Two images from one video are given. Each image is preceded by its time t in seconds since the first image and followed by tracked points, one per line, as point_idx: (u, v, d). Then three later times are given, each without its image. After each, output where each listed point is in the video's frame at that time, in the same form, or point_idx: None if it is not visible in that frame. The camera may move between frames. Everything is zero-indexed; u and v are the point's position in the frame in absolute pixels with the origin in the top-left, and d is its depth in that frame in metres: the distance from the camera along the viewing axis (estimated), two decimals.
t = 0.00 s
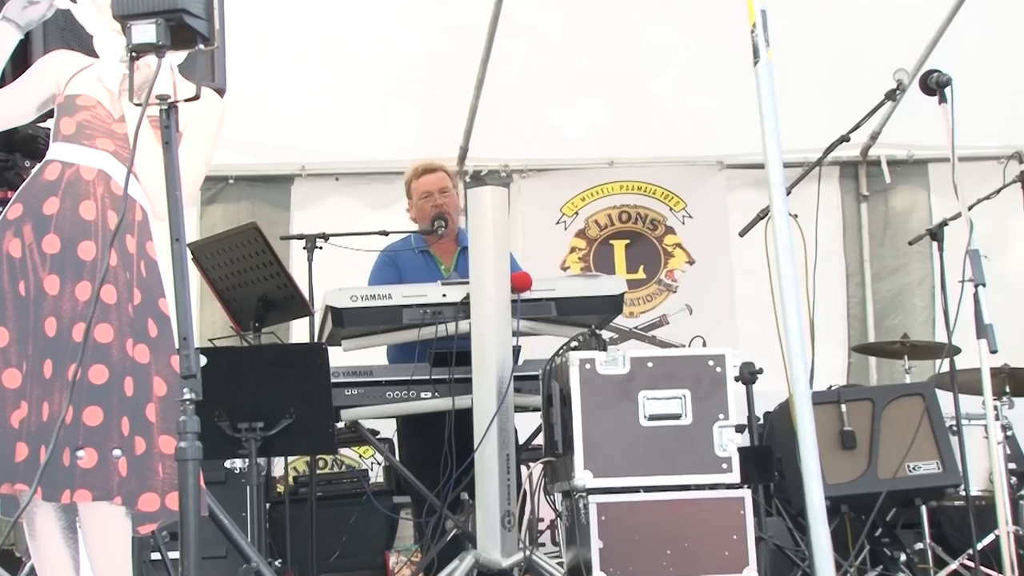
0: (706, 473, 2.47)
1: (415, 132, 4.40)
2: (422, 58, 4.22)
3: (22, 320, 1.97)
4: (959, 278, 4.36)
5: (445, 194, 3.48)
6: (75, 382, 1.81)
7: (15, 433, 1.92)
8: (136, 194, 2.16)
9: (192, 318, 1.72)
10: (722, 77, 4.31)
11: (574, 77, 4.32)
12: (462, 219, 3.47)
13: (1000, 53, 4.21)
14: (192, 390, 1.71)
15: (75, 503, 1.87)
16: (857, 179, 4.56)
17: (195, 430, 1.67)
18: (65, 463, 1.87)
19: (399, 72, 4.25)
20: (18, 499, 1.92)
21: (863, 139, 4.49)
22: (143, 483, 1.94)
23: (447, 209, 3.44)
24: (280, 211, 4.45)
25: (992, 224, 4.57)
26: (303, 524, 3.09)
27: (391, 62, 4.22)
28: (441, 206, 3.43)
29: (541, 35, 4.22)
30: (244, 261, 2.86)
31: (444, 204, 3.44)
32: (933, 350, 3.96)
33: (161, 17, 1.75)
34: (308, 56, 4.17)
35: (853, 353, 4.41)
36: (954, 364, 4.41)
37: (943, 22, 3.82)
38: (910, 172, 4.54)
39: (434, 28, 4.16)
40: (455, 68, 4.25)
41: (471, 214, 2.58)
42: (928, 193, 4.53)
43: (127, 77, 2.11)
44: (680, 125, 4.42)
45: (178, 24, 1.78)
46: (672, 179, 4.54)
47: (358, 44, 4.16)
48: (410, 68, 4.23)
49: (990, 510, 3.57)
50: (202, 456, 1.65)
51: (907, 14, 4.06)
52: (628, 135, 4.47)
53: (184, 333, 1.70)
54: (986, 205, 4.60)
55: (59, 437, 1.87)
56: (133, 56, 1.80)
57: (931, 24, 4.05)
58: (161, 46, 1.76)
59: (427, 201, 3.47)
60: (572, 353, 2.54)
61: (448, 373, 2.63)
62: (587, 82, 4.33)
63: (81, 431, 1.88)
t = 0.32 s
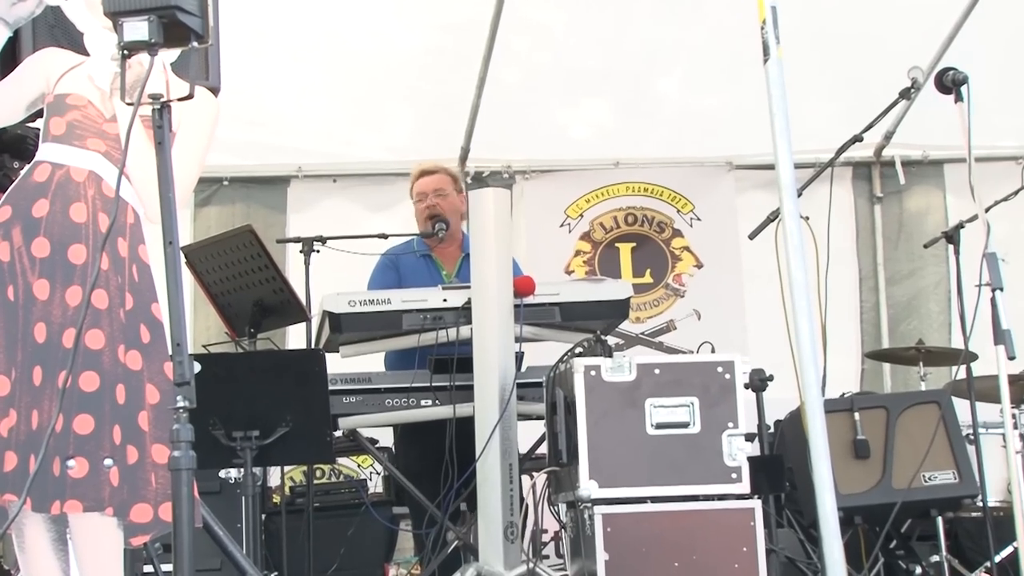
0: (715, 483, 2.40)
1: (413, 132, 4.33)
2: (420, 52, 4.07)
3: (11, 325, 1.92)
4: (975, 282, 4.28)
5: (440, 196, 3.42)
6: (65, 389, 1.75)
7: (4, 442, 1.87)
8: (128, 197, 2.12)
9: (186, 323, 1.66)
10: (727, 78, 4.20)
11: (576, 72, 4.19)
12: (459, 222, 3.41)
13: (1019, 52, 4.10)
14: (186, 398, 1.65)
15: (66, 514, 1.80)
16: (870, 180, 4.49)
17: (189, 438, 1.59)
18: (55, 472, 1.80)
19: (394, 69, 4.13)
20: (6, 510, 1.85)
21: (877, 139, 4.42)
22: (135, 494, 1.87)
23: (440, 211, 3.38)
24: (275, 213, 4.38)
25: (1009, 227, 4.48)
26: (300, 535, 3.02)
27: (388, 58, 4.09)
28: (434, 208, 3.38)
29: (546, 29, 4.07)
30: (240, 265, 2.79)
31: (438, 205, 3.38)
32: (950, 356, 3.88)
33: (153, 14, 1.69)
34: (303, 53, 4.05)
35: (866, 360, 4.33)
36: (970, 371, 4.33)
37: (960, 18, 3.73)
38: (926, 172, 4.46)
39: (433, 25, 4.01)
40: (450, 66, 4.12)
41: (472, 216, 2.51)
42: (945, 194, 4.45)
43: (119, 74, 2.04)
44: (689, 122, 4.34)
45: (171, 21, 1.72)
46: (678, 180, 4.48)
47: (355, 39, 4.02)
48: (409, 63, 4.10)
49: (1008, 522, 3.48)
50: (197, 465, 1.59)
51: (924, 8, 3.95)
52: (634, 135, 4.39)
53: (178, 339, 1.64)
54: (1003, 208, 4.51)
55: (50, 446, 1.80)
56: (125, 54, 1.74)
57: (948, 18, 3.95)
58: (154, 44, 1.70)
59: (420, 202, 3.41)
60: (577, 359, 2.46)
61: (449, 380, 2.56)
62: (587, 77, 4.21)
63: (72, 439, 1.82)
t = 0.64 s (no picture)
0: (727, 490, 2.32)
1: (415, 129, 4.24)
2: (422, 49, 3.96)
3: (3, 327, 1.86)
4: (996, 282, 4.20)
5: (451, 190, 3.34)
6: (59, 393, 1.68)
7: None
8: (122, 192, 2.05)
9: (182, 325, 1.62)
10: (742, 73, 4.08)
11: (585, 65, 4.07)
12: (468, 220, 3.30)
13: None
14: (181, 401, 1.61)
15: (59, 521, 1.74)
16: (888, 176, 4.41)
17: (186, 442, 1.53)
18: (48, 477, 1.75)
19: (397, 63, 4.00)
20: None
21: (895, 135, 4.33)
22: (130, 500, 1.80)
23: (448, 205, 3.30)
24: (275, 212, 4.34)
25: None
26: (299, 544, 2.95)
27: (391, 49, 3.95)
28: (442, 201, 3.31)
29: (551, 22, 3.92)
30: (237, 266, 2.73)
31: (446, 199, 3.30)
32: (970, 359, 3.81)
33: (149, 7, 1.61)
34: (304, 47, 3.91)
35: (884, 363, 4.25)
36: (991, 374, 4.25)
37: (982, 11, 3.64)
38: (945, 169, 4.38)
39: (435, 19, 3.87)
40: (454, 61, 4.01)
41: (477, 219, 2.40)
42: (964, 191, 4.38)
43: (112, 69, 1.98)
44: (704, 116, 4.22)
45: (167, 14, 1.65)
46: (692, 178, 4.40)
47: (356, 33, 3.88)
48: (412, 54, 3.97)
49: None
50: (192, 471, 1.52)
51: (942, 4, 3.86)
52: (643, 133, 4.31)
53: (176, 340, 1.60)
54: None
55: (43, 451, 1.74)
56: (120, 48, 1.68)
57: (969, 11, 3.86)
58: (149, 37, 1.63)
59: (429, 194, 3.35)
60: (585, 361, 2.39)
61: (453, 383, 2.50)
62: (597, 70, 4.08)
63: (65, 445, 1.76)
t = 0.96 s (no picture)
0: (741, 497, 2.25)
1: (421, 126, 4.18)
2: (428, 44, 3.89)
3: None
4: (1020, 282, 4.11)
5: (462, 191, 3.21)
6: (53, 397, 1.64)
7: None
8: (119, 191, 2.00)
9: (179, 328, 1.60)
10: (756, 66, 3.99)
11: (595, 61, 3.99)
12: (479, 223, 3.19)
13: None
14: (181, 407, 1.61)
15: (53, 529, 1.69)
16: (908, 173, 4.33)
17: (182, 449, 1.54)
18: (43, 484, 1.70)
19: (402, 59, 3.93)
20: None
21: (915, 131, 4.26)
22: (127, 508, 1.76)
23: (458, 205, 3.19)
24: (275, 211, 4.27)
25: None
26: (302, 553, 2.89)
27: (395, 44, 3.88)
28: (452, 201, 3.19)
29: (561, 17, 3.84)
30: (236, 266, 2.67)
31: (456, 200, 3.19)
32: (993, 362, 3.75)
33: None
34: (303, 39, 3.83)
35: (904, 366, 4.17)
36: (1014, 377, 4.17)
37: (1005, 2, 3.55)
38: (967, 165, 4.30)
39: (443, 12, 3.79)
40: (460, 56, 3.94)
41: (483, 215, 2.34)
42: (987, 187, 4.30)
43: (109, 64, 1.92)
44: (716, 111, 4.16)
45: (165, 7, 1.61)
46: (704, 175, 4.33)
47: (360, 27, 3.80)
48: (418, 50, 3.90)
49: None
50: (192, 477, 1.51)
51: None
52: (655, 129, 4.23)
53: (172, 344, 1.58)
54: None
55: (37, 458, 1.70)
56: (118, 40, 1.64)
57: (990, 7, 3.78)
58: (146, 31, 1.60)
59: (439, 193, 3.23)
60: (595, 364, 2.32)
61: (459, 387, 2.42)
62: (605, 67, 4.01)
63: (60, 450, 1.71)
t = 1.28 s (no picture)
0: (756, 506, 2.17)
1: (424, 122, 4.11)
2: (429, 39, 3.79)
3: None
4: None
5: (477, 192, 3.20)
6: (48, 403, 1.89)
7: None
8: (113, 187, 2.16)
9: (177, 330, 1.65)
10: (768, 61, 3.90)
11: (602, 55, 3.91)
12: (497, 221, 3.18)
13: None
14: (177, 412, 1.67)
15: (47, 536, 1.98)
16: (928, 172, 4.26)
17: (180, 456, 1.59)
18: (36, 492, 1.96)
19: (405, 53, 3.84)
20: None
21: (935, 128, 4.21)
22: (121, 517, 2.02)
23: (475, 207, 3.17)
24: (275, 212, 4.18)
25: None
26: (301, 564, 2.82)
27: (397, 39, 3.79)
28: (468, 204, 3.17)
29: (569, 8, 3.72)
30: (235, 267, 2.60)
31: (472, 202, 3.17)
32: (1015, 367, 3.67)
33: None
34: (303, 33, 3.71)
35: (924, 371, 4.09)
36: None
37: None
38: (990, 163, 4.22)
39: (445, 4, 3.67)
40: (465, 51, 3.85)
41: (489, 214, 2.28)
42: (1009, 186, 4.22)
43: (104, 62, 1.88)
44: (727, 108, 4.10)
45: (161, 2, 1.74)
46: (711, 174, 4.26)
47: (360, 20, 3.69)
48: (420, 45, 3.81)
49: None
50: (187, 487, 1.58)
51: None
52: (667, 128, 4.18)
53: (168, 349, 1.65)
54: None
55: (32, 466, 1.96)
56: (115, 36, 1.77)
57: None
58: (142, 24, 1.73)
59: (453, 197, 3.19)
60: (605, 369, 2.25)
61: (464, 393, 2.36)
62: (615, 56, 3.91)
63: (54, 457, 1.97)
